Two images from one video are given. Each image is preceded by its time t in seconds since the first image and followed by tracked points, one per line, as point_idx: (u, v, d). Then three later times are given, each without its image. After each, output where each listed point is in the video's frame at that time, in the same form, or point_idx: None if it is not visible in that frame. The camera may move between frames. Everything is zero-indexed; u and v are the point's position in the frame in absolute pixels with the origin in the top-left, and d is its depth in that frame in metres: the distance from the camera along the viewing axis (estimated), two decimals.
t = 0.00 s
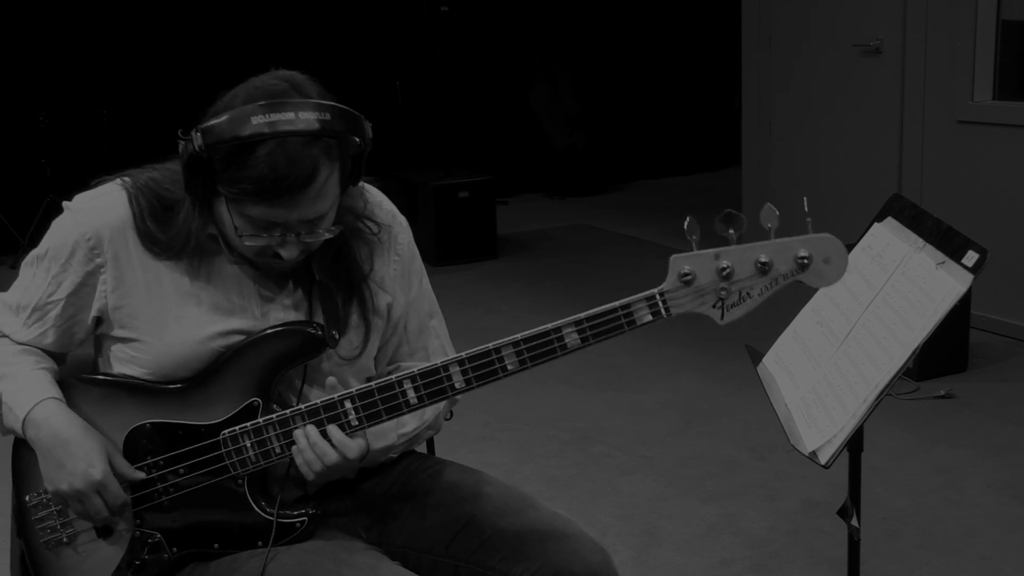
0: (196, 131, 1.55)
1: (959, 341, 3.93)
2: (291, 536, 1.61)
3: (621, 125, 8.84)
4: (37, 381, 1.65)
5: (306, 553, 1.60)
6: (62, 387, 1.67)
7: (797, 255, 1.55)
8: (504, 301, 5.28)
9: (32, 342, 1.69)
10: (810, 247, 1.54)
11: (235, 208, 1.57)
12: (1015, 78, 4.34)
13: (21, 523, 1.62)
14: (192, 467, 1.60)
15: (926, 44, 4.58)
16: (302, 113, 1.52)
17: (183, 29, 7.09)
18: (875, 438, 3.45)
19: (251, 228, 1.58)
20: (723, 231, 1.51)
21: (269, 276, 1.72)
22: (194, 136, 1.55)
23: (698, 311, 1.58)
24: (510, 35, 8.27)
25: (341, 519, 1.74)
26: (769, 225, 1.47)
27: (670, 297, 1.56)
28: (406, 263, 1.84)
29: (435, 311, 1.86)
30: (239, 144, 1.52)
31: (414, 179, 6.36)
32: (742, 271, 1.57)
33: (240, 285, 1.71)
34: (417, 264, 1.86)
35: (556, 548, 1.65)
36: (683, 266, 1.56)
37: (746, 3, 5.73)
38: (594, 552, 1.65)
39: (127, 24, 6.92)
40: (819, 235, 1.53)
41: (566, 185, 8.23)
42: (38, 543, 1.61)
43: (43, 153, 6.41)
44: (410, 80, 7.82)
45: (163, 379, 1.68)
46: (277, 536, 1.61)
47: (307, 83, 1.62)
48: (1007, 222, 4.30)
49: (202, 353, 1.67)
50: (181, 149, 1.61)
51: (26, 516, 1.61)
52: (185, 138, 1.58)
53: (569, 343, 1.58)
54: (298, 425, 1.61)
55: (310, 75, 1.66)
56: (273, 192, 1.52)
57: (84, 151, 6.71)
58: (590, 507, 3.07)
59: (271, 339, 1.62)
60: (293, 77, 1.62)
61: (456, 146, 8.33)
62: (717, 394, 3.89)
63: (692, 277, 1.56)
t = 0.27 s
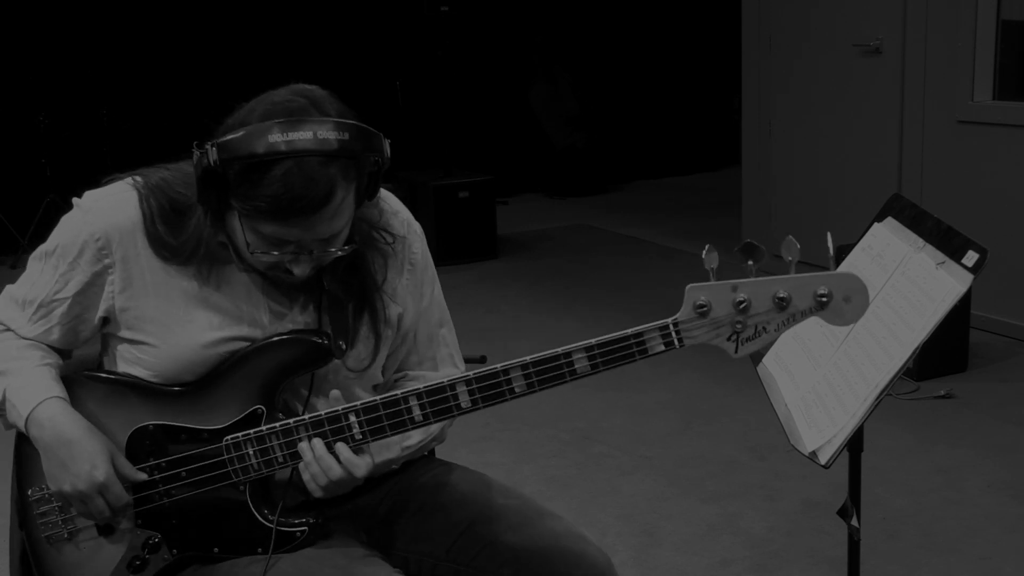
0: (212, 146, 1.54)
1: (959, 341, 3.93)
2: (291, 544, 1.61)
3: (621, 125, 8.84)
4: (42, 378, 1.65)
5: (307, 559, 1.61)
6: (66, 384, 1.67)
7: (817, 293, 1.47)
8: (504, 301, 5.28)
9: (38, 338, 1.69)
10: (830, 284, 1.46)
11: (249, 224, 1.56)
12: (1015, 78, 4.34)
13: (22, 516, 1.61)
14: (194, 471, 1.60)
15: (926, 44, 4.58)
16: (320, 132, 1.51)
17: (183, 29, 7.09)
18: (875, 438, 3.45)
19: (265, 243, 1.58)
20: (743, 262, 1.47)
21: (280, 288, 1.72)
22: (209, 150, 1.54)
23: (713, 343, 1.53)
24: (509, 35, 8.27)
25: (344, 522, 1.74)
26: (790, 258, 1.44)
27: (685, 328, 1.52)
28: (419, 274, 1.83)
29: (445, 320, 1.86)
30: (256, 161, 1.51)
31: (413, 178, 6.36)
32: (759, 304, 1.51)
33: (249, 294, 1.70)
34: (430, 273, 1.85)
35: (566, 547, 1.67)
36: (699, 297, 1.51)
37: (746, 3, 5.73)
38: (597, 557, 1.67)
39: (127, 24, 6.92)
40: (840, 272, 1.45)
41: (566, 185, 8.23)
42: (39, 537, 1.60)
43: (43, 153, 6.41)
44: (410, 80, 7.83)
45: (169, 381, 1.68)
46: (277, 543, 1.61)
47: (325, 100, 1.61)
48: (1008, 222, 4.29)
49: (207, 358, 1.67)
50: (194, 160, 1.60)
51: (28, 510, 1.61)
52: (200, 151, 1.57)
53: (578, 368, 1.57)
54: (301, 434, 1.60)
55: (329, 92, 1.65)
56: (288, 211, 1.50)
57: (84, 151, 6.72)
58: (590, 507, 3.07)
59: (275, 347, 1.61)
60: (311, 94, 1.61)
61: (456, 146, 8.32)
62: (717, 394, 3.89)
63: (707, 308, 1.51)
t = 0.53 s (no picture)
0: (209, 143, 1.54)
1: (959, 341, 3.93)
2: (290, 546, 1.61)
3: (621, 125, 8.84)
4: (42, 377, 1.65)
5: (305, 560, 1.62)
6: (67, 383, 1.68)
7: (819, 297, 1.46)
8: (504, 301, 5.27)
9: (37, 337, 1.69)
10: (833, 289, 1.46)
11: (246, 222, 1.57)
12: (1015, 78, 4.34)
13: (24, 516, 1.62)
14: (193, 472, 1.60)
15: (926, 44, 4.58)
16: (317, 130, 1.51)
17: (183, 29, 7.09)
18: (875, 438, 3.45)
19: (261, 243, 1.58)
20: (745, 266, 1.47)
21: (277, 287, 1.71)
22: (207, 147, 1.55)
23: (713, 348, 1.53)
24: (509, 35, 8.27)
25: (345, 522, 1.75)
26: (792, 263, 1.44)
27: (685, 333, 1.52)
28: (420, 274, 1.83)
29: (447, 321, 1.86)
30: (252, 159, 1.51)
31: (414, 178, 6.36)
32: (761, 309, 1.50)
33: (247, 294, 1.70)
34: (432, 274, 1.85)
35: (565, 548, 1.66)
36: (699, 301, 1.51)
37: (746, 3, 5.73)
38: (598, 557, 1.67)
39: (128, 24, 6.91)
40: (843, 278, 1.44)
41: (566, 185, 8.23)
42: (40, 537, 1.61)
43: (43, 154, 6.41)
44: (410, 80, 7.83)
45: (168, 381, 1.68)
46: (276, 545, 1.60)
47: (324, 99, 1.61)
48: (1008, 222, 4.29)
49: (207, 358, 1.67)
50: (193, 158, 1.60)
51: (28, 509, 1.61)
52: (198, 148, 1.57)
53: (578, 372, 1.56)
54: (300, 436, 1.60)
55: (329, 90, 1.65)
56: (284, 209, 1.51)
57: (84, 151, 6.72)
58: (590, 507, 3.07)
59: (274, 349, 1.61)
60: (310, 91, 1.62)
61: (456, 146, 8.32)
62: (717, 394, 3.89)
63: (708, 313, 1.51)
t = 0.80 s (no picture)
0: (202, 126, 1.54)
1: (959, 341, 3.93)
2: (292, 539, 1.60)
3: (621, 125, 8.84)
4: (41, 377, 1.65)
5: (305, 556, 1.59)
6: (65, 383, 1.67)
7: (808, 275, 1.49)
8: (504, 301, 5.28)
9: (34, 337, 1.69)
10: (820, 267, 1.49)
11: (237, 205, 1.56)
12: (1015, 78, 4.34)
13: (23, 518, 1.62)
14: (192, 469, 1.60)
15: (926, 44, 4.58)
16: (308, 111, 1.51)
17: (183, 29, 7.10)
18: (875, 438, 3.45)
19: (253, 226, 1.57)
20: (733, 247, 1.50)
21: (274, 277, 1.72)
22: (200, 130, 1.55)
23: (706, 329, 1.55)
24: (509, 35, 8.27)
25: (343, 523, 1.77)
26: (780, 243, 1.45)
27: (678, 315, 1.53)
28: (414, 265, 1.83)
29: (443, 312, 1.85)
30: (242, 140, 1.51)
31: (414, 178, 6.36)
32: (752, 289, 1.52)
33: (240, 284, 1.70)
34: (427, 266, 1.85)
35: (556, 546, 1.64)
36: (691, 283, 1.53)
37: (746, 3, 5.73)
38: (587, 556, 1.64)
39: (128, 24, 6.91)
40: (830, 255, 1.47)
41: (566, 185, 8.23)
42: (40, 539, 1.61)
43: (43, 153, 6.40)
44: (410, 80, 7.83)
45: (164, 378, 1.67)
46: (278, 539, 1.60)
47: (314, 83, 1.61)
48: (1007, 222, 4.30)
49: (204, 354, 1.67)
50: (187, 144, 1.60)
51: (28, 511, 1.62)
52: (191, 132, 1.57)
53: (572, 357, 1.56)
54: (299, 431, 1.60)
55: (319, 76, 1.65)
56: (275, 189, 1.51)
57: (84, 151, 6.71)
58: (590, 507, 3.07)
59: (271, 344, 1.61)
60: (300, 76, 1.61)
61: (456, 146, 8.32)
62: (717, 394, 3.89)
63: (700, 294, 1.52)
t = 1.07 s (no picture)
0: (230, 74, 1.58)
1: (959, 341, 3.93)
2: (295, 533, 1.61)
3: (621, 125, 8.84)
4: (40, 378, 1.65)
5: (312, 551, 1.63)
6: (63, 384, 1.67)
7: (799, 255, 1.54)
8: (504, 301, 5.27)
9: (29, 338, 1.69)
10: (813, 246, 1.53)
11: (253, 154, 1.59)
12: (1015, 78, 4.33)
13: (22, 522, 1.61)
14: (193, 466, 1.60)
15: (926, 44, 4.58)
16: (333, 73, 1.55)
17: (182, 29, 7.10)
18: (875, 438, 3.45)
19: (264, 177, 1.59)
20: (725, 229, 1.52)
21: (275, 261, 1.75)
22: (227, 78, 1.58)
23: (699, 310, 1.57)
24: (510, 35, 8.27)
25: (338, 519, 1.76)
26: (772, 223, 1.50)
27: (672, 297, 1.56)
28: (405, 255, 1.84)
29: (435, 304, 1.87)
30: (268, 88, 1.55)
31: (414, 178, 6.36)
32: (745, 269, 1.56)
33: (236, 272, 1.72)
34: (417, 256, 1.87)
35: (542, 550, 1.61)
36: (684, 265, 1.55)
37: (746, 3, 5.73)
38: (570, 558, 1.61)
39: (128, 24, 6.90)
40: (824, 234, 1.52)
41: (566, 185, 8.22)
42: (40, 542, 1.61)
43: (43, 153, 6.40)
44: (410, 80, 7.83)
45: (160, 373, 1.67)
46: (280, 533, 1.61)
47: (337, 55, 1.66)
48: (1007, 222, 4.29)
49: (201, 346, 1.67)
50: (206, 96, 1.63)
51: (27, 515, 1.61)
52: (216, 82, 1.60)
53: (570, 341, 1.57)
54: (299, 424, 1.60)
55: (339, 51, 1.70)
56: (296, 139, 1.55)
57: (84, 151, 6.72)
58: (590, 507, 3.07)
59: (272, 338, 1.62)
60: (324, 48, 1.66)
61: (456, 146, 8.32)
62: (717, 394, 3.89)
63: (693, 275, 1.55)
